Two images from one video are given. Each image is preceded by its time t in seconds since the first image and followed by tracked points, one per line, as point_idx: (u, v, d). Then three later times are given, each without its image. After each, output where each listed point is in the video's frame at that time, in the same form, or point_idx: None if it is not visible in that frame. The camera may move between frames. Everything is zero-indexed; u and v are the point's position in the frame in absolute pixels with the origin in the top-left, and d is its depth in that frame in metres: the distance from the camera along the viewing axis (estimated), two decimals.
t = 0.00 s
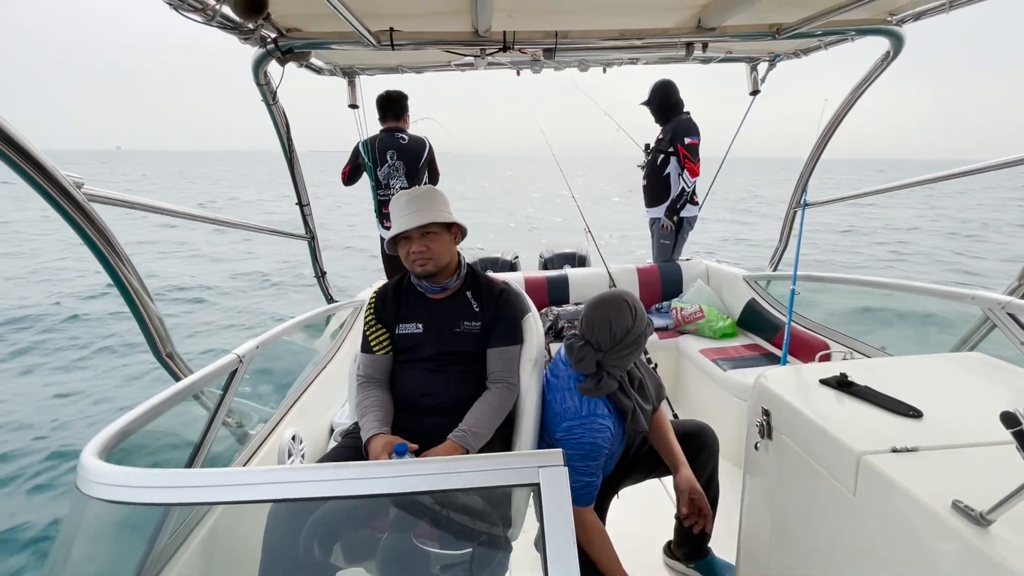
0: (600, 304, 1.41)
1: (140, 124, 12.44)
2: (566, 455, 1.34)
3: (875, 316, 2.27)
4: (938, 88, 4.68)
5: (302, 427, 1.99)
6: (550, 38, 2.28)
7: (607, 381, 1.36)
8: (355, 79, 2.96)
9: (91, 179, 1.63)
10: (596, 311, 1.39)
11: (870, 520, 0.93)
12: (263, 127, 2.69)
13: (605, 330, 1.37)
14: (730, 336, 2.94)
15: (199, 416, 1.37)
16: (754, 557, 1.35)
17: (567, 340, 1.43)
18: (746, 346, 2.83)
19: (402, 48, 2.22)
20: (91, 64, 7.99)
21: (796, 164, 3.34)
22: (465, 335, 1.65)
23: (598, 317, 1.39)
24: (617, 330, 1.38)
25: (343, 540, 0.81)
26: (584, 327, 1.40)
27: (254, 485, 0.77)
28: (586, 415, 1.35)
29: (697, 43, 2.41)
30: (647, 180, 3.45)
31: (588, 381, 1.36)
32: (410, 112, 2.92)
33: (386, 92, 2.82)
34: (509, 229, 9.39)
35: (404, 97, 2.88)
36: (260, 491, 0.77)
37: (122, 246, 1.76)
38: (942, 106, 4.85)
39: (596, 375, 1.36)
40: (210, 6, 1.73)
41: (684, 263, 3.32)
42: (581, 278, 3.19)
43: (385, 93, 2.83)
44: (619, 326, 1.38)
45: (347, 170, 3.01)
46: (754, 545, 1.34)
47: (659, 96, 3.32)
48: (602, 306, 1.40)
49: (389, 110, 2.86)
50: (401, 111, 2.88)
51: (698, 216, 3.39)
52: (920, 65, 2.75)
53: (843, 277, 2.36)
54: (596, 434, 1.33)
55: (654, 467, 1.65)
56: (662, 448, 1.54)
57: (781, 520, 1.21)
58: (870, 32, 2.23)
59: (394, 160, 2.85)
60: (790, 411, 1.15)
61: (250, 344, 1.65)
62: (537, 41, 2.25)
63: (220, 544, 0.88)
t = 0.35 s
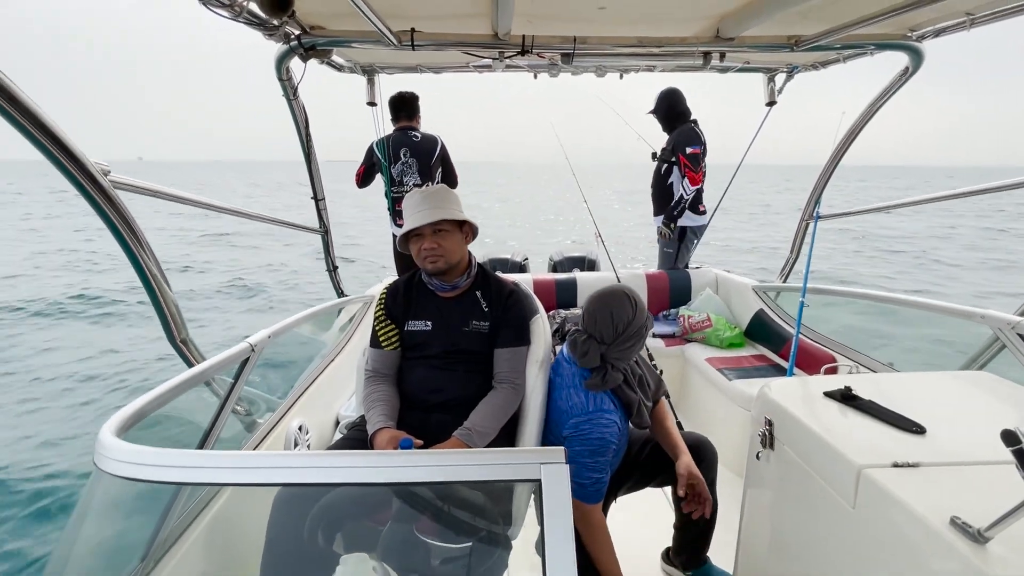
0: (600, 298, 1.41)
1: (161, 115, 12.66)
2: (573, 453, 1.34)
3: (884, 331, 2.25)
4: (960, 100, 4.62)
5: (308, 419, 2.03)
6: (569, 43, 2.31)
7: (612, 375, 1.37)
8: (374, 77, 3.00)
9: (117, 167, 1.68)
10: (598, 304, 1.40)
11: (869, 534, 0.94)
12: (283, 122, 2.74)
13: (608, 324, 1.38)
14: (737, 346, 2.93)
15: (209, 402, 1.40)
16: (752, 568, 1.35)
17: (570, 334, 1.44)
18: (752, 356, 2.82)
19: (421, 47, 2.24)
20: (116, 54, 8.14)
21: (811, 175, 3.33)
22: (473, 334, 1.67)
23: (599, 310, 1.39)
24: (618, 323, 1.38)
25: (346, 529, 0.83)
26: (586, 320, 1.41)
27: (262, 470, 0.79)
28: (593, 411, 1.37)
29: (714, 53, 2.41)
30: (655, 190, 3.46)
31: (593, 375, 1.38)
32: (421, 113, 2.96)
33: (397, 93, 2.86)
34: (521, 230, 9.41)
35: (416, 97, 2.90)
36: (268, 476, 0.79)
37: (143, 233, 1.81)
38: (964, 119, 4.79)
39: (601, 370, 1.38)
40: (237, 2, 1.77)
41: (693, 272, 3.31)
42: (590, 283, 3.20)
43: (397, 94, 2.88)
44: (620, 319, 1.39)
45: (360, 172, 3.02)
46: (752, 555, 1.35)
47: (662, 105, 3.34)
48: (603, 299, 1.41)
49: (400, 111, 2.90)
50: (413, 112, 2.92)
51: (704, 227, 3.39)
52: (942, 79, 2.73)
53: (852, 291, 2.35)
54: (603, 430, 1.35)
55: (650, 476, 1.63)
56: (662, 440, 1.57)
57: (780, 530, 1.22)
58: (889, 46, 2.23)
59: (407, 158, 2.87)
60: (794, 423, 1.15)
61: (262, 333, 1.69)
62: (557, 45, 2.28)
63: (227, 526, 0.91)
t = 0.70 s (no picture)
0: (610, 301, 1.43)
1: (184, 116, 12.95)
2: (588, 458, 1.34)
3: (897, 350, 2.23)
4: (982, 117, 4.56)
5: (317, 418, 2.05)
6: (586, 55, 2.34)
7: (623, 378, 1.38)
8: (393, 84, 3.05)
9: (145, 167, 1.72)
10: (608, 308, 1.41)
11: (874, 555, 0.93)
12: (303, 127, 2.80)
13: (619, 326, 1.39)
14: (747, 360, 2.91)
15: (221, 399, 1.43)
16: None
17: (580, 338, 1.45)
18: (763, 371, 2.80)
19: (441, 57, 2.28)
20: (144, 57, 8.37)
21: (826, 191, 3.30)
22: (486, 340, 1.68)
23: (609, 313, 1.41)
24: (628, 325, 1.40)
25: (352, 527, 0.84)
26: (596, 323, 1.41)
27: (273, 464, 0.81)
28: (606, 415, 1.36)
29: (730, 68, 2.42)
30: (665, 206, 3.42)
31: (605, 378, 1.38)
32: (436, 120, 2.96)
33: (411, 102, 2.86)
34: (532, 238, 9.43)
35: (429, 105, 2.90)
36: (278, 471, 0.80)
37: (165, 231, 1.85)
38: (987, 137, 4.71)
39: (612, 373, 1.38)
40: (264, 10, 1.83)
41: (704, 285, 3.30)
42: (600, 293, 3.20)
43: (411, 104, 2.88)
44: (630, 321, 1.40)
45: (377, 182, 3.08)
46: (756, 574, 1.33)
47: (671, 119, 3.32)
48: (613, 302, 1.42)
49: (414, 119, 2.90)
50: (428, 119, 2.91)
51: (717, 238, 3.37)
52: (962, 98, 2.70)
53: (867, 309, 2.32)
54: (617, 433, 1.34)
55: (655, 488, 1.62)
56: (669, 445, 1.57)
57: (785, 549, 1.20)
58: (908, 65, 2.23)
59: (423, 163, 2.91)
60: (801, 439, 1.15)
61: (275, 333, 1.72)
62: (574, 57, 2.31)
63: (237, 521, 0.93)
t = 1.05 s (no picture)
0: (625, 313, 1.42)
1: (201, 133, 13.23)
2: (609, 472, 1.32)
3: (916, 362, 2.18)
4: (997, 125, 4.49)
5: (328, 430, 2.06)
6: (594, 69, 2.36)
7: (642, 390, 1.37)
8: (404, 99, 3.10)
9: (163, 183, 1.77)
10: (625, 320, 1.40)
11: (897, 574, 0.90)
12: (316, 142, 2.85)
13: (636, 338, 1.37)
14: (761, 372, 2.87)
15: (235, 412, 1.44)
16: None
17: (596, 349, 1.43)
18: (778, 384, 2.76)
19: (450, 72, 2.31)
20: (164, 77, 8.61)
21: (839, 201, 3.27)
22: (498, 352, 1.68)
23: (626, 324, 1.40)
24: (647, 336, 1.39)
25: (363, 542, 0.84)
26: (613, 334, 1.40)
27: (285, 477, 0.81)
28: (626, 426, 1.34)
29: (739, 79, 2.42)
30: (680, 215, 3.39)
31: (624, 390, 1.37)
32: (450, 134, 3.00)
33: (428, 115, 2.91)
34: (542, 250, 9.44)
35: (446, 119, 2.95)
36: (289, 484, 0.80)
37: (182, 245, 1.89)
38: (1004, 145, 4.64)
39: (630, 386, 1.37)
40: (280, 29, 1.89)
41: (716, 297, 3.27)
42: (611, 305, 3.18)
43: (428, 116, 2.93)
44: (649, 332, 1.39)
45: (391, 190, 3.02)
46: None
47: (683, 133, 3.29)
48: (629, 314, 1.41)
49: (430, 131, 2.94)
50: (442, 133, 2.96)
51: (732, 248, 3.33)
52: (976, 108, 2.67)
53: (884, 320, 2.28)
54: (638, 445, 1.33)
55: (672, 502, 1.59)
56: (683, 454, 1.56)
57: (804, 567, 1.17)
58: (919, 74, 2.22)
59: (439, 178, 2.95)
60: (818, 454, 1.13)
61: (288, 345, 1.74)
62: (582, 71, 2.34)
63: (248, 535, 0.92)
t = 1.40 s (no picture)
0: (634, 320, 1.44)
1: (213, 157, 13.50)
2: (600, 478, 1.31)
3: (938, 364, 2.13)
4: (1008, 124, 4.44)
5: (341, 449, 2.06)
6: (598, 81, 2.38)
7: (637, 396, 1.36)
8: (411, 117, 3.15)
9: (175, 207, 1.81)
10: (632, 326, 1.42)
11: None
12: (324, 162, 2.90)
13: (638, 344, 1.39)
14: (777, 379, 2.82)
15: (249, 431, 1.44)
16: None
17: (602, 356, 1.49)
18: (796, 391, 2.70)
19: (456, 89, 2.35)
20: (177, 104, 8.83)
21: (849, 204, 3.24)
22: (507, 365, 1.67)
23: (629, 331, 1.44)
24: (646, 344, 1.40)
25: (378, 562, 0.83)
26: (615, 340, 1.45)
27: (299, 497, 0.80)
28: (621, 433, 1.33)
29: (743, 85, 2.42)
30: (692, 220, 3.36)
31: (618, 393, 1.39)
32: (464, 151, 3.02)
33: (442, 131, 2.93)
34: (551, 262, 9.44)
35: (460, 135, 2.97)
36: (304, 504, 0.80)
37: (195, 267, 1.92)
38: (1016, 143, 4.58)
39: (627, 390, 1.37)
40: (287, 54, 1.92)
41: (729, 303, 3.23)
42: (622, 314, 3.16)
43: (441, 133, 2.95)
44: (649, 340, 1.39)
45: (403, 204, 3.04)
46: None
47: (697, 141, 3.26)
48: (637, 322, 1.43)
49: (445, 147, 2.97)
50: (457, 149, 2.98)
51: (744, 253, 3.27)
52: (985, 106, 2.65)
53: (902, 322, 2.24)
54: (631, 452, 1.31)
55: (695, 523, 1.55)
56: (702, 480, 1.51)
57: None
58: (926, 73, 2.20)
59: (452, 193, 2.97)
60: (840, 461, 1.10)
61: (300, 364, 1.74)
62: (585, 83, 2.36)
63: (263, 557, 0.92)
